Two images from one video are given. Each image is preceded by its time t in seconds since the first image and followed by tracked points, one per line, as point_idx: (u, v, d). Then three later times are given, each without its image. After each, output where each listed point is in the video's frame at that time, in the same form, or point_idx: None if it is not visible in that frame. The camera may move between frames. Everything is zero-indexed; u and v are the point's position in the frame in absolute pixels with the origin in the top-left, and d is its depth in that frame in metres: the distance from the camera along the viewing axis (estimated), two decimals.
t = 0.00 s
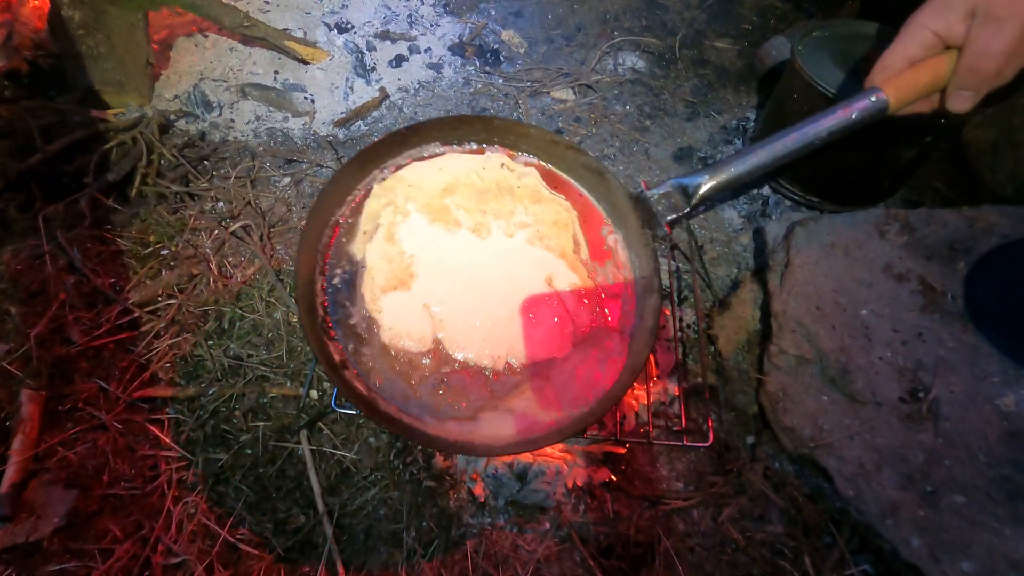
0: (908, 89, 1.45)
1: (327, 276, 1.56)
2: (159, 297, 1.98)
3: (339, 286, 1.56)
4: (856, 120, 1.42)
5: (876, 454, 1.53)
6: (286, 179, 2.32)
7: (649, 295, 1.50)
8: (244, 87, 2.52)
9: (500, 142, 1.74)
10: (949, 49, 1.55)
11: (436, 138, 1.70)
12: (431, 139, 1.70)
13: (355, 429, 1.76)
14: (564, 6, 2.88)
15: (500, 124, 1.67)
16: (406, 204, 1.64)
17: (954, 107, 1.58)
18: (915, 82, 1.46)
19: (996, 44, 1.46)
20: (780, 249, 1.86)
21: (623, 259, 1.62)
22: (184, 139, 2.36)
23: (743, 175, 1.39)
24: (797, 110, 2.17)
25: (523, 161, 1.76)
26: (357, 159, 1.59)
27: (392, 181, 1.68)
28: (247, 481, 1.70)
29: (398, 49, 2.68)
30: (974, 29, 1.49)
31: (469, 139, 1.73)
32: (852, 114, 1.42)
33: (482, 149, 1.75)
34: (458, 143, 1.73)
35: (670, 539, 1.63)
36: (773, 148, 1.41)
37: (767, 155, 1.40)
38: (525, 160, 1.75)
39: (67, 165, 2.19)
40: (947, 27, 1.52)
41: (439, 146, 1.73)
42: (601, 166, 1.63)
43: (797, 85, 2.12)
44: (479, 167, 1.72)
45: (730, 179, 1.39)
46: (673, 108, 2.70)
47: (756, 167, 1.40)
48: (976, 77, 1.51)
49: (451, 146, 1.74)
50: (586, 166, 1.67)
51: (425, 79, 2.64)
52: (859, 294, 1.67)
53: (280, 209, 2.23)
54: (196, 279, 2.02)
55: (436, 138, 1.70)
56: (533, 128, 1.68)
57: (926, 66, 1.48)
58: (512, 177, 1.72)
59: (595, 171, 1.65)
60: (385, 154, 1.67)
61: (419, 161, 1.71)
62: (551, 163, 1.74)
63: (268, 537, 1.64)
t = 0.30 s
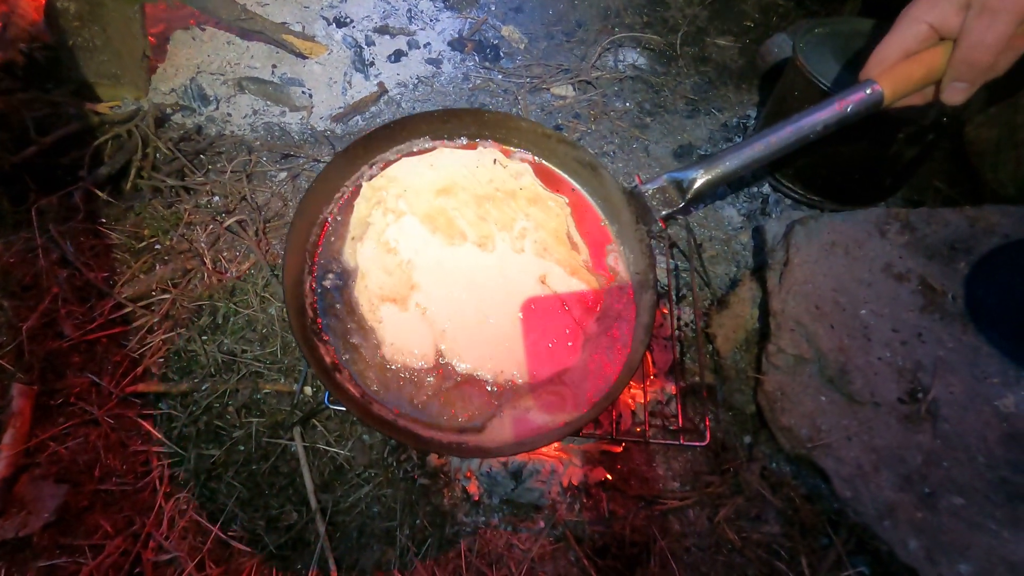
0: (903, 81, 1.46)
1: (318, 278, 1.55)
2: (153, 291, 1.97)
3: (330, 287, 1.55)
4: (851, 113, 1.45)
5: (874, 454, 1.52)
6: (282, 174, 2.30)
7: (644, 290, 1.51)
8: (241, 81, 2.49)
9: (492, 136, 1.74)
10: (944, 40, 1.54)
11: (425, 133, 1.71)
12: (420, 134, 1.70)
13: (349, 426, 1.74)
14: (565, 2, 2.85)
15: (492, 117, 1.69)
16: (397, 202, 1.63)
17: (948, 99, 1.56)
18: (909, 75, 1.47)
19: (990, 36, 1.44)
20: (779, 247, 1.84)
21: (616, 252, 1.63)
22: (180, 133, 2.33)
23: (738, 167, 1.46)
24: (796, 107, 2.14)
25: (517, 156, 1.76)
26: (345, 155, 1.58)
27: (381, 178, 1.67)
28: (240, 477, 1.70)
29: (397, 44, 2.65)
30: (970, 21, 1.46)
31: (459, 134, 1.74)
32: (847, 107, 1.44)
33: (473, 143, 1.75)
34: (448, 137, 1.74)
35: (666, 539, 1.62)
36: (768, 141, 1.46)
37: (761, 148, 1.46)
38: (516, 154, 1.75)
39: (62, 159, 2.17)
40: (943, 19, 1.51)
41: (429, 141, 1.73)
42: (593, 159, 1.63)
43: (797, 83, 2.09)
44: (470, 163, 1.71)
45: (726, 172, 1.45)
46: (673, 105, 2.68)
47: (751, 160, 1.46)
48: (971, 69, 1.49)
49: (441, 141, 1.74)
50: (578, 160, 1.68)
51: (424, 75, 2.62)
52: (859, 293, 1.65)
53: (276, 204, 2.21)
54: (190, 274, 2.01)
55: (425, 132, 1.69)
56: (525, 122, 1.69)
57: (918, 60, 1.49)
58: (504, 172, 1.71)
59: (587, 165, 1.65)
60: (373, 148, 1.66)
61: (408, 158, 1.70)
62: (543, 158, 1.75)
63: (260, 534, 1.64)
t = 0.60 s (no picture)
0: (919, 62, 1.44)
1: (326, 278, 1.55)
2: (150, 286, 1.96)
3: (338, 288, 1.54)
4: (864, 96, 1.47)
5: (872, 451, 1.51)
6: (280, 169, 2.28)
7: (651, 286, 1.49)
8: (240, 75, 2.48)
9: (497, 135, 1.72)
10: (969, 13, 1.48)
11: (431, 134, 1.69)
12: (426, 136, 1.69)
13: (346, 421, 1.74)
14: None
15: (497, 116, 1.66)
16: (403, 204, 1.62)
17: (973, 77, 1.49)
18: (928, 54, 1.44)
19: (1015, 8, 1.35)
20: (778, 244, 1.83)
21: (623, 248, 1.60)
22: (178, 128, 2.32)
23: (746, 158, 1.47)
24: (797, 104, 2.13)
25: (524, 156, 1.73)
26: (352, 158, 1.59)
27: (388, 180, 1.66)
28: (237, 472, 1.70)
29: (396, 39, 2.64)
30: None
31: (465, 134, 1.71)
32: (861, 92, 1.45)
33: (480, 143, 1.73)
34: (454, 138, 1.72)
35: (663, 535, 1.62)
36: (778, 131, 1.49)
37: (770, 138, 1.49)
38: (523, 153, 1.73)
39: (59, 153, 2.16)
40: None
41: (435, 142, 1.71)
42: (599, 155, 1.60)
43: (798, 79, 2.07)
44: (476, 164, 1.70)
45: (732, 164, 1.47)
46: (673, 102, 2.67)
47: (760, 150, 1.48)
48: (995, 44, 1.42)
49: (447, 142, 1.72)
50: (584, 156, 1.65)
51: (423, 70, 2.60)
52: (858, 290, 1.65)
53: (275, 198, 2.20)
54: (188, 268, 2.00)
55: (431, 134, 1.68)
56: (530, 119, 1.67)
57: (934, 39, 1.45)
58: (510, 171, 1.69)
59: (592, 161, 1.63)
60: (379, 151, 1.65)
61: (414, 160, 1.69)
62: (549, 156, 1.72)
63: (255, 528, 1.63)
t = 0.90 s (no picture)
0: (951, 31, 1.38)
1: (331, 276, 1.56)
2: (150, 282, 1.96)
3: (344, 287, 1.55)
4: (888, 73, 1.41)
5: (871, 448, 1.52)
6: (281, 166, 2.28)
7: (658, 278, 1.50)
8: (240, 72, 2.48)
9: (500, 125, 1.71)
10: None
11: (433, 126, 1.68)
12: (427, 129, 1.68)
13: (347, 417, 1.74)
14: None
15: (499, 105, 1.65)
16: (406, 200, 1.61)
17: (1013, 45, 1.39)
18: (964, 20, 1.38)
19: None
20: (778, 242, 1.84)
21: (628, 240, 1.60)
22: (178, 124, 2.31)
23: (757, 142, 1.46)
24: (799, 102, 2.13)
25: (528, 145, 1.72)
26: (353, 154, 1.59)
27: (391, 176, 1.65)
28: (238, 468, 1.70)
29: (396, 37, 2.64)
30: None
31: (467, 126, 1.71)
32: (884, 67, 1.40)
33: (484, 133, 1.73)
34: (456, 127, 1.70)
35: (662, 531, 1.62)
36: (792, 113, 1.45)
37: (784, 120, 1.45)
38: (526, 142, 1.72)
39: (58, 149, 2.15)
40: None
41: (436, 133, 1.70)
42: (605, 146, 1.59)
43: (800, 76, 2.06)
44: (479, 156, 1.69)
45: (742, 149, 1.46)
46: (673, 101, 2.67)
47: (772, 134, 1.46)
48: None
49: (449, 134, 1.72)
50: (589, 144, 1.64)
51: (423, 68, 2.60)
52: (857, 287, 1.65)
53: (275, 195, 2.20)
54: (188, 265, 2.01)
55: (433, 126, 1.68)
56: (533, 108, 1.65)
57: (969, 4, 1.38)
58: (514, 163, 1.68)
59: (598, 150, 1.62)
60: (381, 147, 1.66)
61: (416, 154, 1.68)
62: (553, 145, 1.71)
63: (255, 524, 1.63)
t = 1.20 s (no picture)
0: (967, 23, 1.39)
1: (346, 287, 1.53)
2: (152, 280, 1.97)
3: (358, 298, 1.52)
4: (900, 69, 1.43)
5: (869, 446, 1.53)
6: (282, 164, 2.28)
7: (668, 287, 1.43)
8: (241, 70, 2.48)
9: (514, 140, 1.64)
10: None
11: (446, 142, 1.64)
12: (442, 145, 1.63)
13: (348, 414, 1.76)
14: None
15: (510, 122, 1.58)
16: (421, 216, 1.60)
17: None
18: (977, 12, 1.39)
19: None
20: (778, 241, 1.87)
21: (641, 251, 1.53)
22: (180, 121, 2.31)
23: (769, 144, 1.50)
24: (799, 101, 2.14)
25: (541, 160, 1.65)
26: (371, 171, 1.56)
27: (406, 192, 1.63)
28: (241, 465, 1.72)
29: (397, 35, 2.64)
30: None
31: (483, 142, 1.65)
32: (896, 64, 1.43)
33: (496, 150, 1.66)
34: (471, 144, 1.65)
35: (663, 528, 1.63)
36: (802, 115, 1.50)
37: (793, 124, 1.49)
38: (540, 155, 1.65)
39: (59, 147, 2.15)
40: None
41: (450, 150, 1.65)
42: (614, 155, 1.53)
43: (800, 75, 2.07)
44: (491, 168, 1.65)
45: (754, 151, 1.49)
46: (673, 100, 2.68)
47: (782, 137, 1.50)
48: None
49: (464, 150, 1.66)
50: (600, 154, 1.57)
51: (424, 67, 2.60)
52: (857, 285, 1.65)
53: (277, 193, 2.21)
54: (190, 262, 2.01)
55: (448, 143, 1.62)
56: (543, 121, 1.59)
57: None
58: (526, 175, 1.64)
59: (608, 159, 1.55)
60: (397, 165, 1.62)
61: (430, 168, 1.65)
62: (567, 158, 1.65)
63: (258, 521, 1.64)
